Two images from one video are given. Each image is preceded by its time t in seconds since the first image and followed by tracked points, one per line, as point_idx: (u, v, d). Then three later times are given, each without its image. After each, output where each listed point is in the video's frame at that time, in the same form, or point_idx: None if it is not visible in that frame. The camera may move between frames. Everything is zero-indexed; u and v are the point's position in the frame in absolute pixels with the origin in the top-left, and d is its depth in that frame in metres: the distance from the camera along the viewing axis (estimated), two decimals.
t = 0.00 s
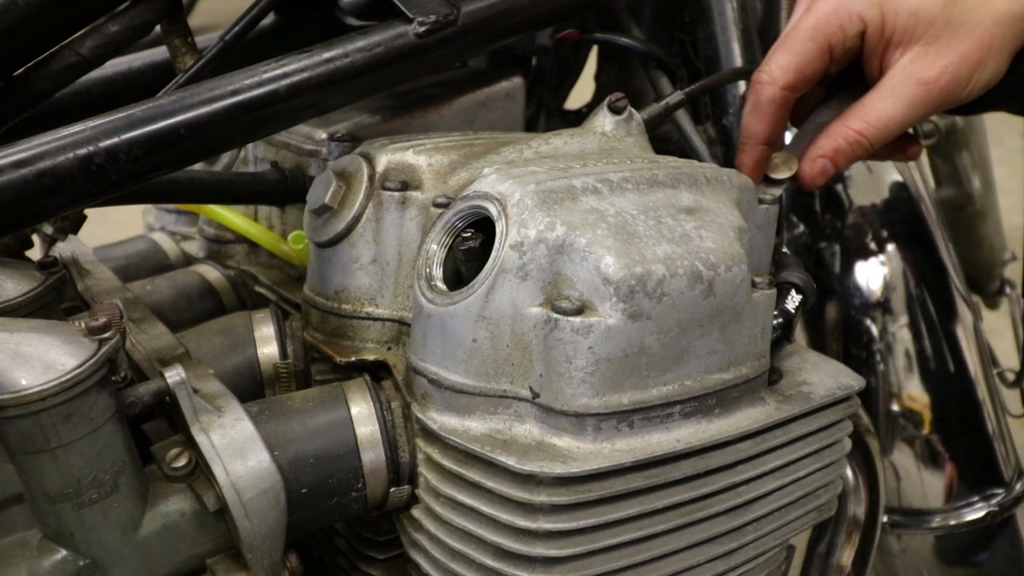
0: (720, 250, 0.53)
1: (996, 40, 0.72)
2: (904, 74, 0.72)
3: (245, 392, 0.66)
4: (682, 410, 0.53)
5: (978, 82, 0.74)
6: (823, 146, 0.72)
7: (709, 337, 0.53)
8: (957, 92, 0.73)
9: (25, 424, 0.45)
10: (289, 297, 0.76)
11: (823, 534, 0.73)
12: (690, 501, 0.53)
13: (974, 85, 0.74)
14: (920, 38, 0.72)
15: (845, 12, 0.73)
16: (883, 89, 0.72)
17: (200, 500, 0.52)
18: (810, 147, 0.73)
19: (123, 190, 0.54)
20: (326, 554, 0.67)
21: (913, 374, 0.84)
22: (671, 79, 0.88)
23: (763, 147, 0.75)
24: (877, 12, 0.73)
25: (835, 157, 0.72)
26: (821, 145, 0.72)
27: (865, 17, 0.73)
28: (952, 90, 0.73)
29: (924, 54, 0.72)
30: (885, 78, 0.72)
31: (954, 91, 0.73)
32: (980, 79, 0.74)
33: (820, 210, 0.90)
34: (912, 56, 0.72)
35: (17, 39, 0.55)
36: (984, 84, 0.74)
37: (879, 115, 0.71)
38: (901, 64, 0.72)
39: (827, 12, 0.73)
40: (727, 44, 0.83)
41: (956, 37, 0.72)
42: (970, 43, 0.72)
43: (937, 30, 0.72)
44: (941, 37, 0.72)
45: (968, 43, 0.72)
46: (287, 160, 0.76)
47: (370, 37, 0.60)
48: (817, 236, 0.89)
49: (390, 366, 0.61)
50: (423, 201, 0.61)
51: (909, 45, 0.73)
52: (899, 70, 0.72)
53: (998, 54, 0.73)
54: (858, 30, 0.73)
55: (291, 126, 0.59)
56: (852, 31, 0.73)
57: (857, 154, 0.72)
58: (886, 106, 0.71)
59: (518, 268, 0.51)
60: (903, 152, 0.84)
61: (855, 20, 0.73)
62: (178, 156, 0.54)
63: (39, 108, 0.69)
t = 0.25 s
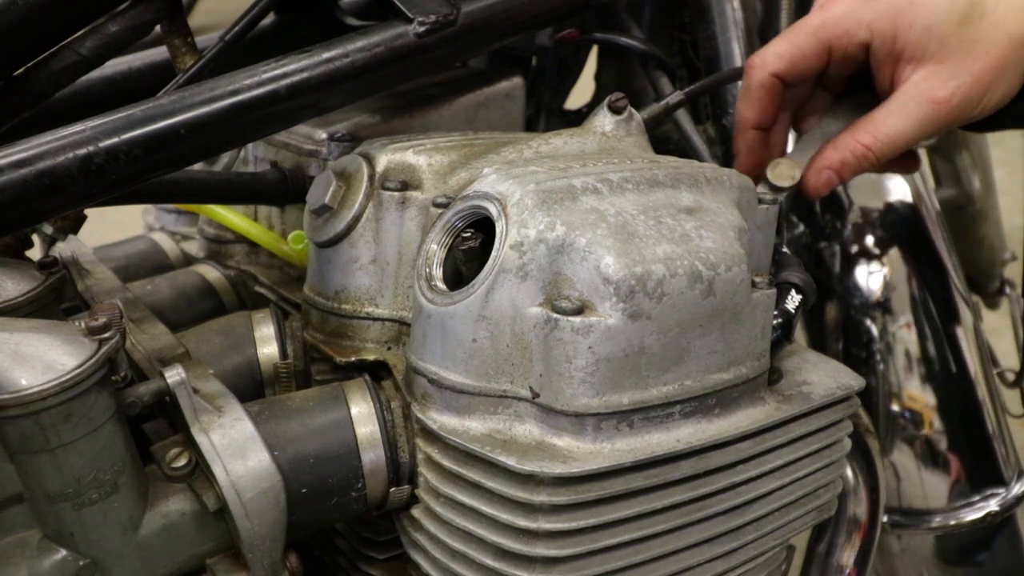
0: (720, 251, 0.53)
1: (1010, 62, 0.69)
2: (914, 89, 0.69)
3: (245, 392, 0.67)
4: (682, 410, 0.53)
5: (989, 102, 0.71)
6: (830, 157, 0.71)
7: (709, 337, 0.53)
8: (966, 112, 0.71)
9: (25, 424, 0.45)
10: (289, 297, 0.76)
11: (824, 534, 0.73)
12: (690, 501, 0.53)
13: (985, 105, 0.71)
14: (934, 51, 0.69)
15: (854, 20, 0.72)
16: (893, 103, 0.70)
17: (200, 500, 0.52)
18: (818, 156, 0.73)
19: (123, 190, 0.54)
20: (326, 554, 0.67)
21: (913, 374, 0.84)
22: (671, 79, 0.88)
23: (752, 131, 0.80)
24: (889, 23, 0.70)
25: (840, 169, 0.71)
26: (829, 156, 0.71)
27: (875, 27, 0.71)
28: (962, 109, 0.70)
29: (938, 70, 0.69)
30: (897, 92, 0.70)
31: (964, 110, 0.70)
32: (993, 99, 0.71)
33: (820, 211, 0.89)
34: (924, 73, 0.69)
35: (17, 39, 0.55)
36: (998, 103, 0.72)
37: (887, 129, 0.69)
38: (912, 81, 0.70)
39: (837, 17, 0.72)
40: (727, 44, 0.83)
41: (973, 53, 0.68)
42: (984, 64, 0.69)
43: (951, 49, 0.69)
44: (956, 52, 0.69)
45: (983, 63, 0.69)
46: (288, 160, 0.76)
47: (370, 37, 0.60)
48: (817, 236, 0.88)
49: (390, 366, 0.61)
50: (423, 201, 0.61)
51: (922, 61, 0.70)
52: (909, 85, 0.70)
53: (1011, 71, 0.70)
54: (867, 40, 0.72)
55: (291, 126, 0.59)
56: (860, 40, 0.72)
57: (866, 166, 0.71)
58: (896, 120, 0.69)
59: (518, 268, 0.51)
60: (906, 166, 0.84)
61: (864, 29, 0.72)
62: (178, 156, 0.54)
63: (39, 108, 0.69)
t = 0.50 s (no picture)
0: (720, 250, 0.53)
1: (1005, 75, 0.72)
2: (914, 100, 0.71)
3: (245, 392, 0.66)
4: (682, 410, 0.53)
5: (981, 116, 0.74)
6: (829, 163, 0.72)
7: (709, 337, 0.53)
8: (962, 122, 0.73)
9: (25, 424, 0.45)
10: (289, 297, 0.76)
11: (824, 534, 0.73)
12: (690, 501, 0.53)
13: (979, 116, 0.74)
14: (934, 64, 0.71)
15: (860, 33, 0.72)
16: (893, 113, 0.71)
17: (200, 500, 0.52)
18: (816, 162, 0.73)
19: (123, 190, 0.54)
20: (326, 554, 0.67)
21: (913, 374, 0.84)
22: (671, 79, 0.88)
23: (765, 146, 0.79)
24: (891, 34, 0.71)
25: (840, 177, 0.72)
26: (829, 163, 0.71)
27: (879, 40, 0.71)
28: (958, 120, 0.72)
29: (938, 81, 0.71)
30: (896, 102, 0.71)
31: (957, 122, 0.73)
32: (987, 111, 0.74)
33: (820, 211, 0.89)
34: (923, 84, 0.71)
35: (17, 39, 0.55)
36: (990, 114, 0.74)
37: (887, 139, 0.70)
38: (911, 91, 0.71)
39: (842, 28, 0.72)
40: (727, 44, 0.83)
41: (971, 66, 0.71)
42: (981, 78, 0.71)
43: (950, 62, 0.71)
44: (955, 66, 0.71)
45: (980, 76, 0.71)
46: (287, 160, 0.76)
47: (370, 37, 0.60)
48: (817, 236, 0.89)
49: (390, 366, 0.61)
50: (423, 201, 0.61)
51: (921, 72, 0.71)
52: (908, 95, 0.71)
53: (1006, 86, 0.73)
54: (869, 51, 0.72)
55: (291, 126, 0.59)
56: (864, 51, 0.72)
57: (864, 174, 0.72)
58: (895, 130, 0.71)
59: (518, 267, 0.51)
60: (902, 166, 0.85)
61: (868, 41, 0.72)
62: (179, 156, 0.54)
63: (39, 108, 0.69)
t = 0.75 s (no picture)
0: (719, 250, 0.53)
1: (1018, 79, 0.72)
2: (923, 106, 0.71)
3: (245, 392, 0.66)
4: (682, 410, 0.53)
5: (995, 119, 0.74)
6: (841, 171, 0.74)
7: (709, 337, 0.53)
8: (974, 126, 0.73)
9: (25, 424, 0.45)
10: (289, 297, 0.76)
11: (823, 534, 0.73)
12: (690, 501, 0.53)
13: (993, 120, 0.74)
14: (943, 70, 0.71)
15: (867, 38, 0.72)
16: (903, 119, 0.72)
17: (200, 500, 0.52)
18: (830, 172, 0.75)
19: (123, 190, 0.54)
20: (326, 554, 0.67)
21: (913, 374, 0.84)
22: (672, 79, 0.88)
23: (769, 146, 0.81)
24: (900, 41, 0.71)
25: (855, 185, 0.74)
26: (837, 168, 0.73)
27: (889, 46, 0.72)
28: (970, 124, 0.73)
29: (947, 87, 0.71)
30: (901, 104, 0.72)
31: (969, 127, 0.73)
32: (998, 115, 0.74)
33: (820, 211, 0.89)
34: (935, 90, 0.71)
35: (17, 39, 0.55)
36: (1004, 116, 0.75)
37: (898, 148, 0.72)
38: (923, 97, 0.72)
39: (850, 33, 0.72)
40: (727, 44, 0.83)
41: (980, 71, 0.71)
42: (994, 83, 0.71)
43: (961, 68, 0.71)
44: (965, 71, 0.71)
45: (992, 81, 0.71)
46: (288, 160, 0.76)
47: (370, 37, 0.60)
48: (817, 236, 0.89)
49: (390, 366, 0.61)
50: (423, 201, 0.61)
51: (933, 78, 0.71)
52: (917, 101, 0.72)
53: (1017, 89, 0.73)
54: (878, 57, 0.72)
55: (291, 126, 0.59)
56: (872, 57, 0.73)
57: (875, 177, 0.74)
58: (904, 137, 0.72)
59: (518, 268, 0.51)
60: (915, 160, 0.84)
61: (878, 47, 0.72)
62: (178, 156, 0.54)
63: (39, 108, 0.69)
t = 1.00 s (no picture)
0: (719, 250, 0.53)
1: None
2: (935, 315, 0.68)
3: (245, 392, 0.66)
4: (682, 410, 0.53)
5: None
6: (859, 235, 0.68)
7: (709, 337, 0.53)
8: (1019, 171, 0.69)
9: (25, 424, 0.45)
10: (289, 297, 0.76)
11: (823, 534, 0.73)
12: (690, 501, 0.53)
13: None
14: (979, 272, 0.65)
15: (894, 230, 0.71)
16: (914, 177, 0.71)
17: (200, 500, 0.52)
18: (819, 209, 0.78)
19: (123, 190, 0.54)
20: (326, 554, 0.67)
21: (914, 374, 0.84)
22: (671, 79, 0.88)
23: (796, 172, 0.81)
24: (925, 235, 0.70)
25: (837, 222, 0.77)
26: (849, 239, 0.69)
27: (932, 236, 0.65)
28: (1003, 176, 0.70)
29: (977, 292, 0.66)
30: (907, 294, 0.69)
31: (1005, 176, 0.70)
32: None
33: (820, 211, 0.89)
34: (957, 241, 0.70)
35: (17, 39, 0.55)
36: None
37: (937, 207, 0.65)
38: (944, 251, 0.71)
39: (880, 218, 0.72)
40: (727, 44, 0.83)
41: (1010, 296, 0.66)
42: None
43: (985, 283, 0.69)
44: (976, 332, 0.69)
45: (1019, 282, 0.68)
46: (288, 160, 0.76)
47: (370, 37, 0.60)
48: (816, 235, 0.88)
49: (390, 366, 0.61)
50: (423, 201, 0.61)
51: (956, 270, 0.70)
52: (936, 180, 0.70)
53: None
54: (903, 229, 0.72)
55: (291, 127, 0.59)
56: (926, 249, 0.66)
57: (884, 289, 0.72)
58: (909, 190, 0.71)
59: (518, 268, 0.51)
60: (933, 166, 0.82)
61: (921, 239, 0.65)
62: (178, 156, 0.54)
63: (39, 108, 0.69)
